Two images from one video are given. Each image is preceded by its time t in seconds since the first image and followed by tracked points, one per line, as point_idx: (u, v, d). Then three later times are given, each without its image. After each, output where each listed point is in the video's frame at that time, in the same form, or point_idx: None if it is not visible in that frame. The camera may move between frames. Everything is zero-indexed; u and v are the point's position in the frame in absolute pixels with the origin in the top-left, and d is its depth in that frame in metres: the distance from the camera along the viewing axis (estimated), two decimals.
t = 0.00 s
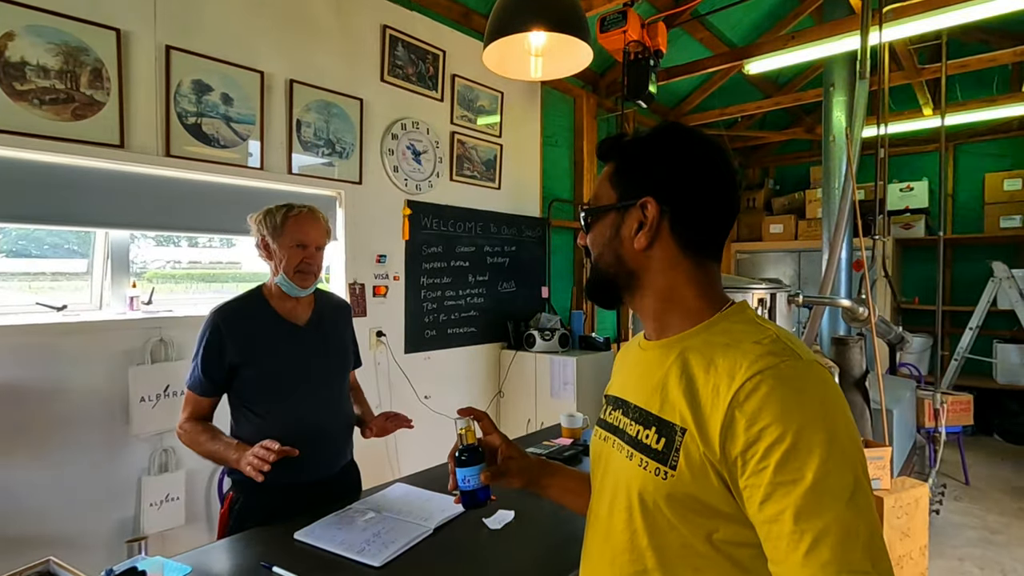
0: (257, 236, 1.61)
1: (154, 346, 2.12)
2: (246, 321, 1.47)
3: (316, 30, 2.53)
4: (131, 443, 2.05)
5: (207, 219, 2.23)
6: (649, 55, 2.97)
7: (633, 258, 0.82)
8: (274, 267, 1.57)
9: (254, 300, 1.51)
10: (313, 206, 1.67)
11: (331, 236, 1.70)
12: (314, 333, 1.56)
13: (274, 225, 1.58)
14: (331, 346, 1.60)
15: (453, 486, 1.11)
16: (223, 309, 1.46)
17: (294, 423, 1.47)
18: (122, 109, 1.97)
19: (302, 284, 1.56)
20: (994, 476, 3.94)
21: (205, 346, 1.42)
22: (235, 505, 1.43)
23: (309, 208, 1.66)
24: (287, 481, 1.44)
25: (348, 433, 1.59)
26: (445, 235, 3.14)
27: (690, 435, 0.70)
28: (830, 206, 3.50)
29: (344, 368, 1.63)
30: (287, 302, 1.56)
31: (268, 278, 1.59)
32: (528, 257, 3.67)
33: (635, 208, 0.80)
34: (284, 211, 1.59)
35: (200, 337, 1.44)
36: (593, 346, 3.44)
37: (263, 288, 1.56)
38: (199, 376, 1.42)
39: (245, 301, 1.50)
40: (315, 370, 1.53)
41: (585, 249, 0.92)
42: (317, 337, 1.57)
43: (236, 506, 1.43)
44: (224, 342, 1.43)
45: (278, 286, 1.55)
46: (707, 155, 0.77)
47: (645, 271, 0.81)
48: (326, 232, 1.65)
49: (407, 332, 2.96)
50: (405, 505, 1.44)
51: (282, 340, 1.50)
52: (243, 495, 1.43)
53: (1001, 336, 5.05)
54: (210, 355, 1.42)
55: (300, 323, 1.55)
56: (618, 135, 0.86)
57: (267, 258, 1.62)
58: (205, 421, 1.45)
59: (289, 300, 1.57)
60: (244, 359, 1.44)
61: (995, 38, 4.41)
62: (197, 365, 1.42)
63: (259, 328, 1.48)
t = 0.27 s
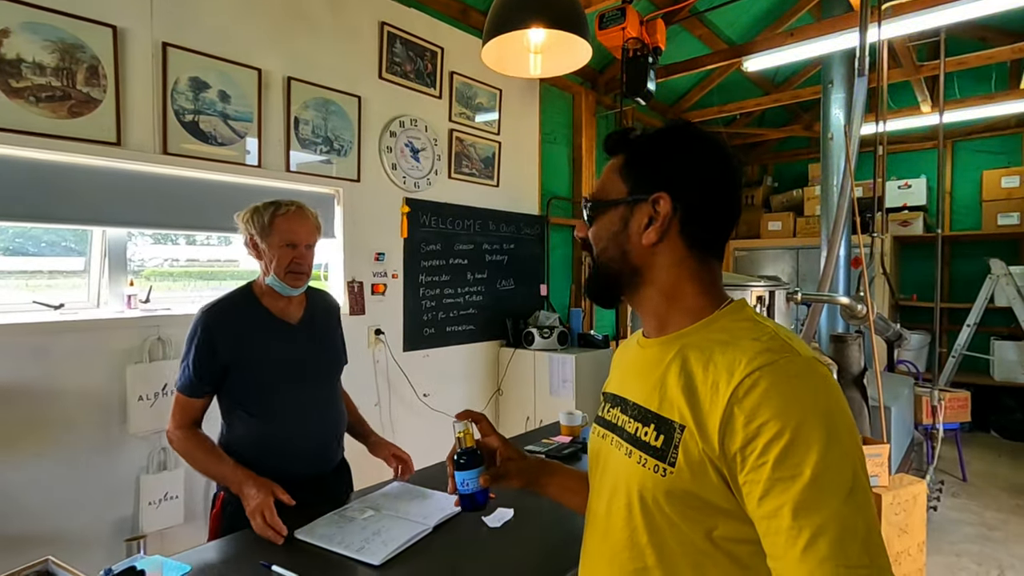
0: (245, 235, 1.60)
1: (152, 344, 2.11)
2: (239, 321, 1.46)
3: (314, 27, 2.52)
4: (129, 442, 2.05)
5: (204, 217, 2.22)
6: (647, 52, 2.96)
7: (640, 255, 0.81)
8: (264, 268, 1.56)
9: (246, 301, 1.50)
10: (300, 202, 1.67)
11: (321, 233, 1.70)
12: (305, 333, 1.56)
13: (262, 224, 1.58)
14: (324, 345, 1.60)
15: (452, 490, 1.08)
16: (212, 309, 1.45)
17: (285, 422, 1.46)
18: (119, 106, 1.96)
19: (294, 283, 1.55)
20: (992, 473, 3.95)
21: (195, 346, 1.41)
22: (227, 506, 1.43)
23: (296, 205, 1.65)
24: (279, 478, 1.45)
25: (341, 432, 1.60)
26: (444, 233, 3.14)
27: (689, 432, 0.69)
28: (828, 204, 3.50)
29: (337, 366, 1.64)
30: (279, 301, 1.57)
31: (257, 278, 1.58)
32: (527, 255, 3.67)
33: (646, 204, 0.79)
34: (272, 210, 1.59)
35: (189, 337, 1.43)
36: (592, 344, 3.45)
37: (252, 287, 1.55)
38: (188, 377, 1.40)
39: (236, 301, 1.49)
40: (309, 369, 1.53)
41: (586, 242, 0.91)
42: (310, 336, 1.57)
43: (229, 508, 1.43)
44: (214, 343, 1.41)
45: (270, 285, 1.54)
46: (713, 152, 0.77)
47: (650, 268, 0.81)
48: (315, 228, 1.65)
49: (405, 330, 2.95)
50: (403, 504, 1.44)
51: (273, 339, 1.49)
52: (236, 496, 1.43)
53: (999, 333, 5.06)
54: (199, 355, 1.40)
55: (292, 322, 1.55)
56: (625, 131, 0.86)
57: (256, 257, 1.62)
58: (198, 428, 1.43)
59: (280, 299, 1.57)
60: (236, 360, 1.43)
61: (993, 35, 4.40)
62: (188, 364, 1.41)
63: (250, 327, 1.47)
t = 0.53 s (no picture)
0: (229, 241, 1.59)
1: (141, 349, 2.09)
2: (229, 325, 1.45)
3: (307, 30, 2.51)
4: (119, 448, 2.03)
5: (195, 221, 2.20)
6: (641, 56, 2.97)
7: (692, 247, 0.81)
8: (249, 273, 1.54)
9: (234, 301, 1.49)
10: (283, 203, 1.63)
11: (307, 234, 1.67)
12: (294, 337, 1.55)
13: (243, 228, 1.56)
14: (314, 349, 1.59)
15: (438, 507, 1.07)
16: (200, 312, 1.44)
17: (272, 428, 1.45)
18: (108, 109, 1.94)
19: (281, 287, 1.54)
20: (982, 474, 3.98)
21: (183, 348, 1.39)
22: (208, 514, 1.42)
23: (279, 207, 1.63)
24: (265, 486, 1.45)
25: (326, 438, 1.60)
26: (437, 235, 3.13)
27: (682, 440, 0.69)
28: (820, 207, 3.51)
29: (326, 370, 1.63)
30: (269, 305, 1.55)
31: (245, 282, 1.57)
32: (521, 257, 3.66)
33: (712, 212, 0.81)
34: (252, 214, 1.55)
35: (177, 340, 1.41)
36: (586, 347, 3.46)
37: (240, 291, 1.54)
38: (175, 382, 1.38)
39: (224, 304, 1.47)
40: (299, 374, 1.53)
41: (625, 219, 0.82)
42: (301, 340, 1.56)
43: (213, 514, 1.41)
44: (203, 346, 1.40)
45: (258, 290, 1.53)
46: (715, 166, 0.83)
47: (694, 267, 0.81)
48: (300, 230, 1.61)
49: (398, 334, 2.94)
50: (396, 511, 1.43)
51: (261, 344, 1.48)
52: (221, 502, 1.42)
53: (989, 335, 5.10)
54: (188, 359, 1.38)
55: (280, 327, 1.54)
56: (668, 127, 0.88)
57: (242, 262, 1.60)
58: (191, 437, 1.41)
59: (269, 303, 1.55)
60: (225, 364, 1.42)
61: (982, 40, 4.44)
62: (178, 367, 1.39)
63: (239, 331, 1.45)
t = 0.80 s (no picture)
0: (207, 245, 1.57)
1: (124, 354, 2.06)
2: (208, 328, 1.43)
3: (293, 31, 2.49)
4: (100, 455, 1.99)
5: (179, 223, 2.17)
6: (629, 59, 2.97)
7: (657, 263, 0.79)
8: (229, 277, 1.53)
9: (211, 303, 1.47)
10: (261, 205, 1.60)
11: (287, 235, 1.64)
12: (277, 342, 1.53)
13: (221, 232, 1.54)
14: (297, 353, 1.58)
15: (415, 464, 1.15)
16: (178, 316, 1.42)
17: (251, 434, 1.44)
18: (90, 110, 1.91)
19: (260, 292, 1.51)
20: (968, 474, 4.01)
21: (161, 351, 1.37)
22: (184, 523, 1.39)
23: (257, 208, 1.60)
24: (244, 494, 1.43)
25: (308, 443, 1.58)
26: (426, 238, 3.11)
27: (674, 450, 0.68)
28: (808, 210, 3.53)
29: (309, 374, 1.61)
30: (249, 310, 1.53)
31: (226, 285, 1.55)
32: (510, 260, 3.66)
33: (671, 215, 0.78)
34: (229, 217, 1.53)
35: (154, 344, 1.39)
36: (575, 349, 3.45)
37: (220, 295, 1.52)
38: (150, 386, 1.35)
39: (204, 308, 1.45)
40: (281, 378, 1.51)
41: (582, 250, 0.84)
42: (283, 343, 1.54)
43: (187, 523, 1.39)
44: (182, 351, 1.38)
45: (236, 293, 1.52)
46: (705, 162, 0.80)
47: (661, 279, 0.79)
48: (280, 233, 1.59)
49: (386, 337, 2.92)
50: (381, 518, 1.41)
51: (242, 349, 1.46)
52: (197, 511, 1.40)
53: (973, 337, 5.16)
54: (166, 363, 1.36)
55: (262, 331, 1.52)
56: (628, 131, 0.85)
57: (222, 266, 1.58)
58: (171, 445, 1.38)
59: (250, 307, 1.53)
60: (204, 369, 1.40)
61: (966, 45, 4.50)
62: (156, 368, 1.36)
63: (219, 336, 1.43)
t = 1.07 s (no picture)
0: (195, 237, 1.56)
1: (109, 349, 2.03)
2: (195, 322, 1.41)
3: (282, 25, 2.47)
4: (85, 451, 1.97)
5: (166, 217, 2.15)
6: (619, 57, 2.98)
7: (605, 254, 0.82)
8: (217, 269, 1.51)
9: (199, 296, 1.46)
10: (248, 197, 1.59)
11: (275, 227, 1.63)
12: (266, 335, 1.52)
13: (207, 224, 1.52)
14: (287, 346, 1.56)
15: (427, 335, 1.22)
16: (165, 309, 1.40)
17: (239, 430, 1.42)
18: (75, 102, 1.89)
19: (248, 284, 1.50)
20: (953, 469, 4.07)
21: (144, 347, 1.35)
22: (171, 520, 1.38)
23: (244, 199, 1.59)
24: (231, 490, 1.41)
25: (299, 436, 1.56)
26: (416, 235, 3.11)
27: (665, 437, 0.68)
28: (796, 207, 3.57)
29: (300, 367, 1.60)
30: (237, 302, 1.53)
31: (213, 277, 1.54)
32: (501, 257, 3.66)
33: (603, 202, 0.80)
34: (216, 209, 1.52)
35: (138, 338, 1.37)
36: (566, 346, 3.46)
37: (208, 287, 1.51)
38: (133, 382, 1.33)
39: (191, 301, 1.44)
40: (271, 371, 1.50)
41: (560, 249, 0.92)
42: (272, 336, 1.53)
43: (175, 519, 1.37)
44: (168, 345, 1.37)
45: (225, 285, 1.50)
46: (682, 144, 0.77)
47: (614, 267, 0.82)
48: (267, 224, 1.58)
49: (377, 334, 2.91)
50: (361, 513, 1.39)
51: (229, 343, 1.44)
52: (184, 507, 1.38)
53: (958, 334, 5.24)
54: (150, 358, 1.34)
55: (252, 325, 1.51)
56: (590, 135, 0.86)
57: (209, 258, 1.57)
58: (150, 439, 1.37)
59: (238, 299, 1.53)
60: (190, 363, 1.39)
61: (949, 47, 4.57)
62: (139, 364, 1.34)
63: (206, 330, 1.42)
